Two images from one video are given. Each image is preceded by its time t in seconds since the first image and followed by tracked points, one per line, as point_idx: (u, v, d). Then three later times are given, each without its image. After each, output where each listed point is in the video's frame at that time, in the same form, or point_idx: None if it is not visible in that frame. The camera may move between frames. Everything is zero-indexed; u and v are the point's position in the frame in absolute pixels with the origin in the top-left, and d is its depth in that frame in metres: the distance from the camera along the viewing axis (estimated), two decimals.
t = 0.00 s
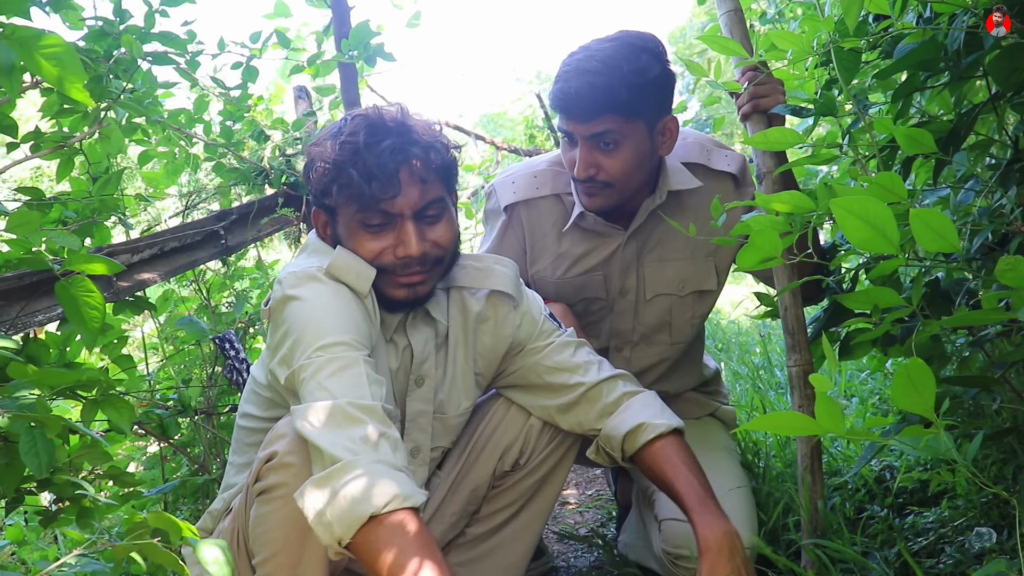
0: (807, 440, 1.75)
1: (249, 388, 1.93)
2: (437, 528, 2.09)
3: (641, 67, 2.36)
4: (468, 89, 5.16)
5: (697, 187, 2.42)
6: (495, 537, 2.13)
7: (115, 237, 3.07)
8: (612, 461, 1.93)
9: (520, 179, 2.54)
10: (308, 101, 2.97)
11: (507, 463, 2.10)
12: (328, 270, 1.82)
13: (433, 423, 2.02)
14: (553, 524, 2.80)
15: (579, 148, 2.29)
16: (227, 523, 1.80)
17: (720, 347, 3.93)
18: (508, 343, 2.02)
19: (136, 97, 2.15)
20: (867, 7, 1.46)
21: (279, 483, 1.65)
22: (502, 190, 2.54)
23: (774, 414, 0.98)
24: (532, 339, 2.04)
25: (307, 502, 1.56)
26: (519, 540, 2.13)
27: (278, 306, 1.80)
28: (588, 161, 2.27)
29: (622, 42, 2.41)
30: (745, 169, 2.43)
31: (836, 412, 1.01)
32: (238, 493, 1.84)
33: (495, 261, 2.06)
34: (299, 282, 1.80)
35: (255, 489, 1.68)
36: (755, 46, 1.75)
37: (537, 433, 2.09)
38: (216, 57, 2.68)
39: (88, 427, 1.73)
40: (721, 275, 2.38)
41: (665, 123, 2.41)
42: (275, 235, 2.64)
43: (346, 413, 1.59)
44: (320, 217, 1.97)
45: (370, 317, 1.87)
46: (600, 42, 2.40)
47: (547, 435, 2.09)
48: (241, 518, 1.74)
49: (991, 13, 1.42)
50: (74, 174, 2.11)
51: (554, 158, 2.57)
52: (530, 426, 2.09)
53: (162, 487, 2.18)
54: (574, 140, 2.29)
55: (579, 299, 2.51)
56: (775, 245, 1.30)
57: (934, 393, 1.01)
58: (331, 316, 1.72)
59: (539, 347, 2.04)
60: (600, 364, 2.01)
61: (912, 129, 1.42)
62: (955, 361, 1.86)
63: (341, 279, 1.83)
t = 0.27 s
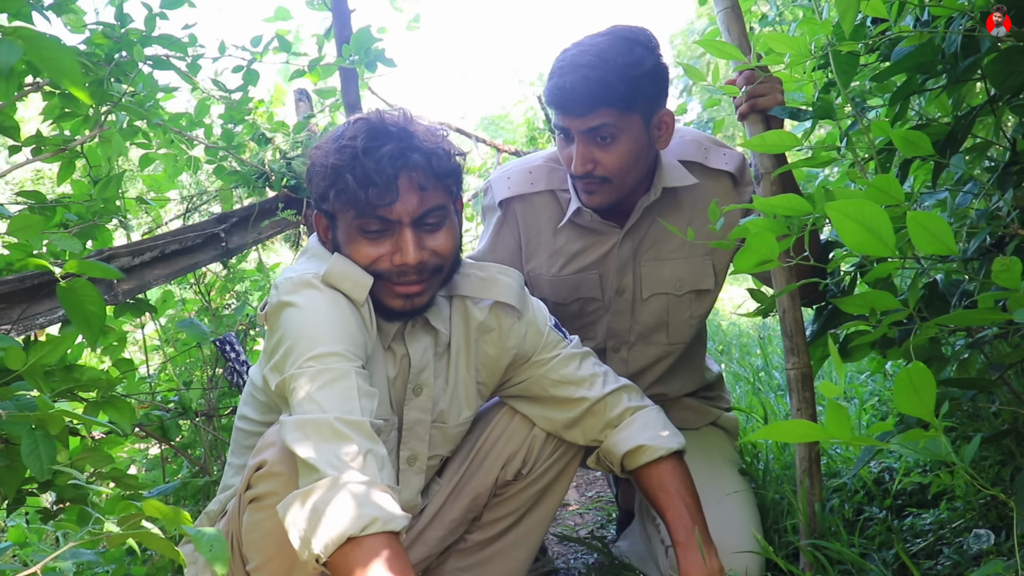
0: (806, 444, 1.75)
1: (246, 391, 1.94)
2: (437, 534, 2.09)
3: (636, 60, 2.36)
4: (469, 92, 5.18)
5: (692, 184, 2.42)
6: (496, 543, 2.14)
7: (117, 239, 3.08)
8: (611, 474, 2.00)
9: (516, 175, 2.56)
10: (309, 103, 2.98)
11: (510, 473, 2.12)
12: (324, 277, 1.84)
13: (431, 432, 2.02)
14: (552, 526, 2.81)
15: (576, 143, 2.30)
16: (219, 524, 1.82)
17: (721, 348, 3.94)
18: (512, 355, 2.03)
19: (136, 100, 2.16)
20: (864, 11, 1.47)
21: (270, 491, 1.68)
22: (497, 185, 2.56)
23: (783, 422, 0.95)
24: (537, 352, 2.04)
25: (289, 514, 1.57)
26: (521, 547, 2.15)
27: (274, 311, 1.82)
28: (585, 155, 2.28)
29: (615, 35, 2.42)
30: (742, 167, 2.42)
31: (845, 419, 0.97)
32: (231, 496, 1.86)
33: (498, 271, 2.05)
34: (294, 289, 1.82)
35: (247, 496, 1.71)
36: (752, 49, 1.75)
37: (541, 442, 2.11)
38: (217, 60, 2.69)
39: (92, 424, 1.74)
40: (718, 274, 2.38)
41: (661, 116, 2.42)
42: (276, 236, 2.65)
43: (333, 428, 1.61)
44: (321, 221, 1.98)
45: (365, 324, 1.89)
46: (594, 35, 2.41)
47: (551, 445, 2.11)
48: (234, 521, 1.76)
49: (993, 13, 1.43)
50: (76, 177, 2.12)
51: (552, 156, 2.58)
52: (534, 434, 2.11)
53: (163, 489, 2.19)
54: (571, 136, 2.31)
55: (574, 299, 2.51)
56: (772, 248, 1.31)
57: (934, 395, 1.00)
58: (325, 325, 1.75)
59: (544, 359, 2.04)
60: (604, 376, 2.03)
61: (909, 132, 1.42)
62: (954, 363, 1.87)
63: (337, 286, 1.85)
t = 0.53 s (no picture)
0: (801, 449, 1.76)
1: (246, 396, 1.95)
2: (437, 540, 2.09)
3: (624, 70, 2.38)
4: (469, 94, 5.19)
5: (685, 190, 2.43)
6: (494, 550, 2.15)
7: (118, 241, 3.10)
8: (608, 487, 2.01)
9: (506, 188, 2.56)
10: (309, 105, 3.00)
11: (509, 482, 2.12)
12: (328, 287, 1.84)
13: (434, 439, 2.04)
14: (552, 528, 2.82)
15: (566, 155, 2.31)
16: (218, 530, 1.83)
17: (721, 351, 3.95)
18: (511, 363, 2.04)
19: (136, 104, 2.18)
20: (860, 14, 1.47)
21: (272, 500, 1.69)
22: (490, 200, 2.56)
23: (770, 420, 0.97)
24: (536, 359, 2.05)
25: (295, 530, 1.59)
26: (519, 554, 2.15)
27: (277, 319, 1.83)
28: (577, 167, 2.30)
29: (602, 45, 2.43)
30: (736, 171, 2.42)
31: (836, 420, 0.99)
32: (231, 501, 1.87)
33: (499, 278, 2.05)
34: (298, 298, 1.83)
35: (248, 504, 1.72)
36: (747, 53, 1.76)
37: (540, 451, 2.12)
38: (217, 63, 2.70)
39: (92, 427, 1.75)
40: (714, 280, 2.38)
41: (653, 125, 2.43)
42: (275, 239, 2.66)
43: (337, 442, 1.62)
44: (325, 227, 1.99)
45: (370, 336, 1.90)
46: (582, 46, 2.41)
47: (550, 455, 2.12)
48: (234, 527, 1.77)
49: (990, 13, 1.43)
50: (76, 180, 2.13)
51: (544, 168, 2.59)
52: (533, 445, 2.11)
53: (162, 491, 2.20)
54: (561, 148, 2.32)
55: (571, 309, 2.53)
56: (766, 251, 1.32)
57: (926, 399, 1.01)
58: (328, 337, 1.75)
59: (544, 367, 2.05)
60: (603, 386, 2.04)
61: (903, 135, 1.43)
62: (951, 366, 1.87)
63: (341, 297, 1.85)
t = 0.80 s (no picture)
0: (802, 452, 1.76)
1: (249, 399, 1.95)
2: (438, 542, 2.10)
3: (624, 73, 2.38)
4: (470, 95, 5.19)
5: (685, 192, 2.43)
6: (496, 551, 2.15)
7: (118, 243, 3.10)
8: (606, 490, 2.00)
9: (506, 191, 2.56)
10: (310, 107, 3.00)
11: (509, 484, 2.11)
12: (336, 293, 1.85)
13: (440, 438, 2.05)
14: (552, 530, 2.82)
15: (568, 158, 2.30)
16: (221, 532, 1.83)
17: (722, 352, 3.95)
18: (510, 361, 2.04)
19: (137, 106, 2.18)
20: (859, 16, 1.47)
21: (279, 505, 1.69)
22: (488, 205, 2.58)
23: (780, 435, 0.93)
24: (535, 357, 2.07)
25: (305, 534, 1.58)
26: (520, 556, 2.14)
27: (284, 324, 1.84)
28: (580, 170, 2.29)
29: (601, 47, 2.43)
30: (736, 172, 2.42)
31: (836, 428, 0.96)
32: (234, 504, 1.87)
33: (493, 278, 2.08)
34: (305, 304, 1.83)
35: (254, 508, 1.72)
36: (747, 54, 1.77)
37: (540, 453, 2.12)
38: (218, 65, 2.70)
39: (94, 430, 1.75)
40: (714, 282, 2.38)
41: (653, 127, 2.45)
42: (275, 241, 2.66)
43: (349, 450, 1.63)
44: (370, 227, 1.97)
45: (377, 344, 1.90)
46: (580, 46, 2.40)
47: (549, 457, 2.12)
48: (238, 530, 1.77)
49: (991, 12, 1.43)
50: (77, 181, 2.14)
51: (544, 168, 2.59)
52: (533, 446, 2.11)
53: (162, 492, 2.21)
54: (563, 151, 2.31)
55: (571, 312, 2.53)
56: (767, 253, 1.31)
57: (926, 402, 1.01)
58: (336, 343, 1.75)
59: (542, 365, 2.06)
60: (601, 386, 2.04)
61: (904, 137, 1.42)
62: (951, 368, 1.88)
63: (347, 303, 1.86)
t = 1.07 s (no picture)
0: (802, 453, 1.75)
1: (251, 401, 1.95)
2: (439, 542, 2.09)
3: (622, 77, 2.37)
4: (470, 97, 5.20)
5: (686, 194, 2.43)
6: (496, 550, 2.15)
7: (119, 244, 3.11)
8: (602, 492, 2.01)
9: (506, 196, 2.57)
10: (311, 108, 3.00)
11: (508, 482, 2.12)
12: (336, 294, 1.86)
13: (441, 435, 2.06)
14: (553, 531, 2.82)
15: (569, 163, 2.30)
16: (224, 533, 1.83)
17: (723, 354, 3.95)
18: (508, 359, 2.06)
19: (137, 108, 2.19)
20: (858, 18, 1.47)
21: (284, 502, 1.70)
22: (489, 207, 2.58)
23: (773, 427, 0.96)
24: (532, 355, 2.09)
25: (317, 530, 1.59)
26: (521, 555, 2.15)
27: (286, 326, 1.84)
28: (581, 176, 2.29)
29: (598, 52, 2.42)
30: (737, 174, 2.43)
31: (834, 423, 0.99)
32: (237, 504, 1.87)
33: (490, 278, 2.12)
34: (306, 304, 1.84)
35: (258, 506, 1.72)
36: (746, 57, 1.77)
37: (539, 453, 2.12)
38: (218, 67, 2.71)
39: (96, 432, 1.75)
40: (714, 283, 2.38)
41: (653, 129, 2.43)
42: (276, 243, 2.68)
43: (355, 446, 1.64)
44: (394, 231, 1.97)
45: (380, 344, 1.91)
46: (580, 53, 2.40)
47: (548, 456, 2.12)
48: (241, 529, 1.77)
49: (991, 13, 1.42)
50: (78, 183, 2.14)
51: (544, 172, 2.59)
52: (532, 445, 2.12)
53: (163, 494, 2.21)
54: (563, 157, 2.31)
55: (572, 314, 2.53)
56: (766, 255, 1.32)
57: (924, 402, 1.02)
58: (338, 342, 1.76)
59: (539, 363, 2.08)
60: (596, 385, 2.05)
61: (904, 139, 1.42)
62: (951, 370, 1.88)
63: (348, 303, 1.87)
